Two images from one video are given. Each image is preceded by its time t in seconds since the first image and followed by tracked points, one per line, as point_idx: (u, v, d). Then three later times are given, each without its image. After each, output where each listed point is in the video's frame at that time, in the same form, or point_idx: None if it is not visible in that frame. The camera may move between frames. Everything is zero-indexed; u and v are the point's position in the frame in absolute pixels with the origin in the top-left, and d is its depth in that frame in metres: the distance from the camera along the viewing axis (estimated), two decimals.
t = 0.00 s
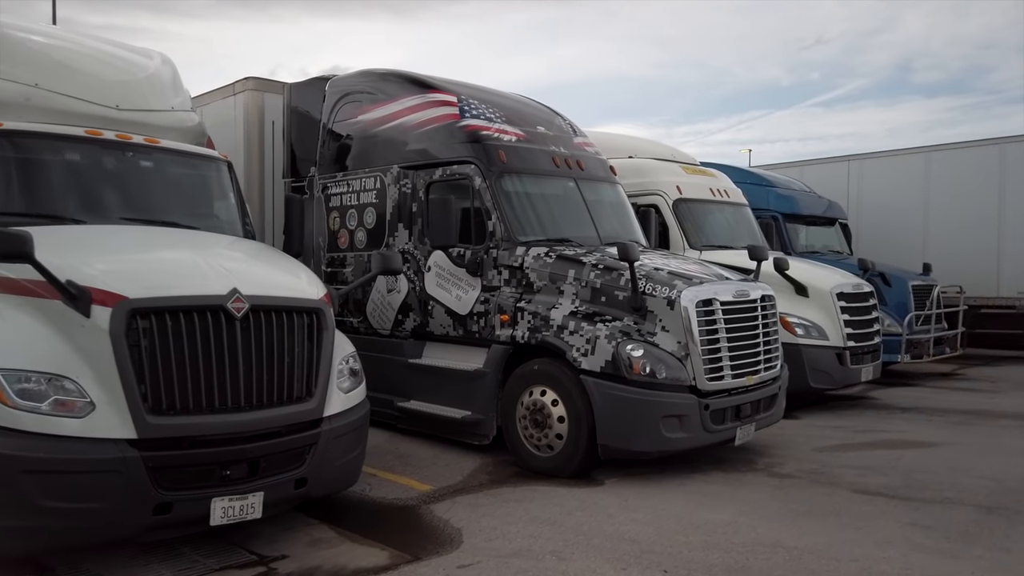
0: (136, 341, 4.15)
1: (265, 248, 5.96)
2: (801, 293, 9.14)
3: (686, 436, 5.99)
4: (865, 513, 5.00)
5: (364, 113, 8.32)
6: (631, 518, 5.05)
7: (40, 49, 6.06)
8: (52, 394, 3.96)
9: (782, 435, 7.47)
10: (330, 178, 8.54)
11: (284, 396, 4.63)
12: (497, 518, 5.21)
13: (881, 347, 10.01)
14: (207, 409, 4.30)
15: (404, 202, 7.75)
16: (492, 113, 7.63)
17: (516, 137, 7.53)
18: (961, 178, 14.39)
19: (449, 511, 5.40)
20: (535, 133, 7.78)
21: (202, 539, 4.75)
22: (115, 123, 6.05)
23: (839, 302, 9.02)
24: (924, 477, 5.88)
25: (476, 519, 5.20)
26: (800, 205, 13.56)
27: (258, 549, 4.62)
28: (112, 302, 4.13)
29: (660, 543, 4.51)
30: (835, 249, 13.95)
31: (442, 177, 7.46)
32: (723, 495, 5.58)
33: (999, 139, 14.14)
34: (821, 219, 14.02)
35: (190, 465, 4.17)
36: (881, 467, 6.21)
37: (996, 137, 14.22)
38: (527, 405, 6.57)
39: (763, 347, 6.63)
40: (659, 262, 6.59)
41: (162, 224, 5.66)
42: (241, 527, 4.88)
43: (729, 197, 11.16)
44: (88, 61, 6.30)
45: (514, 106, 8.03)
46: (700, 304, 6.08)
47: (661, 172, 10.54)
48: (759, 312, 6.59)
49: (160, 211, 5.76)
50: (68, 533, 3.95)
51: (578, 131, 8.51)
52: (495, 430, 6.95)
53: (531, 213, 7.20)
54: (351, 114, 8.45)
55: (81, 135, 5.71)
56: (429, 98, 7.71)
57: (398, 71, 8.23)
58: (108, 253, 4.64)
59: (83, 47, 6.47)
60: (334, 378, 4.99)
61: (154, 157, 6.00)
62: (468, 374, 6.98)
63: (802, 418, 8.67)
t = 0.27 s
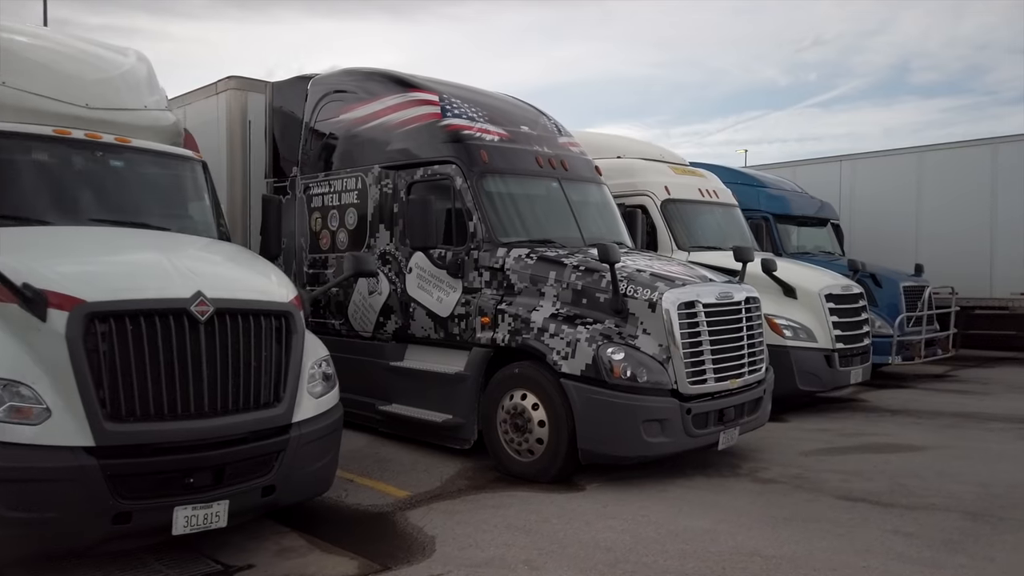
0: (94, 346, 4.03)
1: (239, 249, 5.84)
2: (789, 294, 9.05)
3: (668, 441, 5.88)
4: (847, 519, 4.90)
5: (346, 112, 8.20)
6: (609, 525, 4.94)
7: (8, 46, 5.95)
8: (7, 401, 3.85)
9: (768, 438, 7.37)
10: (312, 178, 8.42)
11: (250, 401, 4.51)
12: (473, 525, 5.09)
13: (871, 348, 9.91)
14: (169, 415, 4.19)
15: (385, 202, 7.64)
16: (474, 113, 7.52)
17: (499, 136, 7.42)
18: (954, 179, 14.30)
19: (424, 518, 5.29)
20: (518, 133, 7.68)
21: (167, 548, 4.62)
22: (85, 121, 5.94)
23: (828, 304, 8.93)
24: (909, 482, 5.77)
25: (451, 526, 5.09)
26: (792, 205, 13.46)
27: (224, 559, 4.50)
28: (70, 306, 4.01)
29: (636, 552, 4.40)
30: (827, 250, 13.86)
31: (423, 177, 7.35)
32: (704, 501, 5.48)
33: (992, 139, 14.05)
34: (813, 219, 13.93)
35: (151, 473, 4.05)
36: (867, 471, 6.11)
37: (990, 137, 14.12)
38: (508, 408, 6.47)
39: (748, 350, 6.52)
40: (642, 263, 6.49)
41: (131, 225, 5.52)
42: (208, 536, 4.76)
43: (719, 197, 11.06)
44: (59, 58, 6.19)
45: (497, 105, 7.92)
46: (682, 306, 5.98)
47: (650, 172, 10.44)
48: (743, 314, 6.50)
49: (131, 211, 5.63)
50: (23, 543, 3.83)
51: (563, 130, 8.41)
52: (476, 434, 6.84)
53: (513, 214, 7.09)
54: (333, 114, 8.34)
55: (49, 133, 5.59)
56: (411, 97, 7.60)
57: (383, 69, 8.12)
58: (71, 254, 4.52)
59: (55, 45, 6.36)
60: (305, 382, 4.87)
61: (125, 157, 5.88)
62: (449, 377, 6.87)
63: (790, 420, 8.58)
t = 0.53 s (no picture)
0: (57, 346, 3.93)
1: (216, 248, 5.73)
2: (780, 294, 8.96)
3: (652, 443, 5.78)
4: (832, 523, 4.80)
5: (331, 109, 8.10)
6: (589, 529, 4.84)
7: None
8: None
9: (756, 440, 7.28)
10: (297, 176, 8.32)
11: (221, 403, 4.41)
12: (451, 529, 4.99)
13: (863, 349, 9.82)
14: (135, 418, 4.09)
15: (369, 200, 7.54)
16: (459, 110, 7.41)
17: (484, 134, 7.32)
18: (949, 178, 14.21)
19: (403, 522, 5.18)
20: (504, 130, 7.58)
21: (136, 553, 4.52)
22: (58, 117, 5.85)
23: (819, 304, 8.83)
24: (898, 484, 5.68)
25: (429, 530, 4.99)
26: (785, 204, 13.37)
27: (194, 565, 4.39)
28: (31, 306, 3.91)
29: (615, 557, 4.30)
30: (821, 250, 13.77)
31: (407, 175, 7.25)
32: (689, 504, 5.38)
33: (987, 138, 13.97)
34: (806, 219, 13.84)
35: (115, 477, 3.94)
36: (855, 474, 6.01)
37: (984, 136, 14.04)
38: (491, 410, 6.37)
39: (735, 350, 6.43)
40: (627, 263, 6.39)
41: (103, 223, 5.41)
42: (179, 541, 4.66)
43: (710, 196, 10.96)
44: (34, 54, 6.10)
45: (484, 102, 7.82)
46: (667, 306, 5.88)
47: (640, 171, 10.35)
48: (731, 315, 6.40)
49: (104, 208, 5.52)
50: None
51: (551, 128, 8.31)
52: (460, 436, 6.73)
53: (498, 212, 6.99)
54: (318, 111, 8.23)
55: (21, 129, 5.49)
56: (395, 94, 7.49)
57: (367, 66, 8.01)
58: (37, 253, 4.41)
59: (30, 41, 6.27)
60: (279, 383, 4.76)
61: (99, 154, 5.77)
62: (432, 378, 6.77)
63: (780, 421, 8.48)
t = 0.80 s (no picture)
0: (18, 347, 3.80)
1: (191, 246, 5.61)
2: (771, 294, 8.85)
3: (637, 445, 5.67)
4: (819, 528, 4.69)
5: (315, 106, 7.98)
6: (570, 534, 4.73)
7: None
8: None
9: (745, 442, 7.16)
10: (280, 174, 8.20)
11: (190, 405, 4.28)
12: (429, 534, 4.87)
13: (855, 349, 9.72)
14: (99, 420, 3.97)
15: (352, 198, 7.43)
16: (444, 106, 7.29)
17: (469, 131, 7.20)
18: (943, 178, 14.12)
19: (380, 526, 5.07)
20: (490, 127, 7.46)
21: (103, 560, 4.39)
22: (30, 112, 5.76)
23: (810, 304, 8.73)
24: (887, 488, 5.57)
25: (406, 535, 4.87)
26: (778, 204, 13.27)
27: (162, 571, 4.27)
28: None
29: (594, 564, 4.19)
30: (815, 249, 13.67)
31: (391, 173, 7.13)
32: (673, 508, 5.27)
33: (981, 137, 13.88)
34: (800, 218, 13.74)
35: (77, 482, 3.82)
36: (844, 477, 5.90)
37: (979, 136, 13.95)
38: (474, 412, 6.25)
39: (722, 350, 6.32)
40: (613, 262, 6.28)
41: (75, 220, 5.27)
42: (148, 547, 4.53)
43: (702, 195, 10.85)
44: (7, 49, 5.99)
45: (470, 99, 7.70)
46: (652, 306, 5.77)
47: (631, 170, 10.24)
48: (718, 314, 6.29)
49: (76, 204, 5.39)
50: None
51: (538, 125, 8.20)
52: (443, 438, 6.61)
53: (483, 210, 6.87)
54: (302, 108, 8.11)
55: None
56: (379, 90, 7.37)
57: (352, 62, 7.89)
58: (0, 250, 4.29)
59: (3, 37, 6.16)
60: (252, 384, 4.64)
61: (71, 150, 5.64)
62: (415, 379, 6.65)
63: (770, 423, 8.37)
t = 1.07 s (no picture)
0: None
1: (168, 245, 5.48)
2: (764, 295, 8.74)
3: (624, 449, 5.56)
4: (807, 535, 4.58)
5: (300, 103, 7.85)
6: (553, 541, 4.61)
7: None
8: None
9: (736, 445, 7.05)
10: (265, 172, 8.08)
11: (160, 410, 4.16)
12: (409, 540, 4.76)
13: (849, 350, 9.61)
14: (64, 426, 3.85)
15: (337, 197, 7.31)
16: (430, 104, 7.17)
17: (456, 129, 7.08)
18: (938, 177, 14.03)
19: (359, 533, 4.95)
20: (477, 125, 7.34)
21: (71, 569, 4.27)
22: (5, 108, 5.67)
23: (803, 305, 8.62)
24: (878, 493, 5.46)
25: (385, 542, 4.76)
26: (773, 203, 13.17)
27: None
28: None
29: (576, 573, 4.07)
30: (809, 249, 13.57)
31: (376, 171, 7.01)
32: (660, 514, 5.15)
33: (977, 137, 13.79)
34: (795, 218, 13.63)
35: (39, 489, 3.70)
36: (835, 482, 5.79)
37: (974, 136, 13.86)
38: (459, 415, 6.13)
39: (712, 352, 6.20)
40: (601, 262, 6.17)
41: (49, 219, 5.14)
42: (118, 555, 4.41)
43: (695, 195, 10.73)
44: None
45: (457, 96, 7.58)
46: (640, 307, 5.66)
47: (623, 169, 10.13)
48: (707, 316, 6.18)
49: (50, 203, 5.27)
50: None
51: (527, 123, 8.08)
52: (429, 441, 6.49)
53: (469, 209, 6.75)
54: (287, 105, 7.99)
55: None
56: (364, 87, 7.25)
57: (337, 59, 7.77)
58: None
59: None
60: (226, 387, 4.50)
61: (47, 147, 5.53)
62: (400, 381, 6.53)
63: (762, 425, 8.26)
